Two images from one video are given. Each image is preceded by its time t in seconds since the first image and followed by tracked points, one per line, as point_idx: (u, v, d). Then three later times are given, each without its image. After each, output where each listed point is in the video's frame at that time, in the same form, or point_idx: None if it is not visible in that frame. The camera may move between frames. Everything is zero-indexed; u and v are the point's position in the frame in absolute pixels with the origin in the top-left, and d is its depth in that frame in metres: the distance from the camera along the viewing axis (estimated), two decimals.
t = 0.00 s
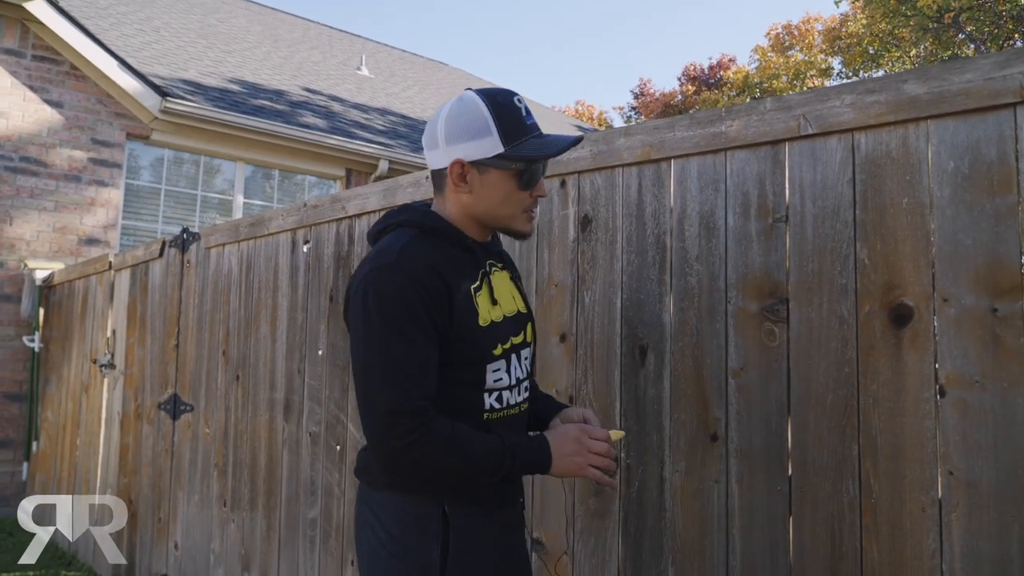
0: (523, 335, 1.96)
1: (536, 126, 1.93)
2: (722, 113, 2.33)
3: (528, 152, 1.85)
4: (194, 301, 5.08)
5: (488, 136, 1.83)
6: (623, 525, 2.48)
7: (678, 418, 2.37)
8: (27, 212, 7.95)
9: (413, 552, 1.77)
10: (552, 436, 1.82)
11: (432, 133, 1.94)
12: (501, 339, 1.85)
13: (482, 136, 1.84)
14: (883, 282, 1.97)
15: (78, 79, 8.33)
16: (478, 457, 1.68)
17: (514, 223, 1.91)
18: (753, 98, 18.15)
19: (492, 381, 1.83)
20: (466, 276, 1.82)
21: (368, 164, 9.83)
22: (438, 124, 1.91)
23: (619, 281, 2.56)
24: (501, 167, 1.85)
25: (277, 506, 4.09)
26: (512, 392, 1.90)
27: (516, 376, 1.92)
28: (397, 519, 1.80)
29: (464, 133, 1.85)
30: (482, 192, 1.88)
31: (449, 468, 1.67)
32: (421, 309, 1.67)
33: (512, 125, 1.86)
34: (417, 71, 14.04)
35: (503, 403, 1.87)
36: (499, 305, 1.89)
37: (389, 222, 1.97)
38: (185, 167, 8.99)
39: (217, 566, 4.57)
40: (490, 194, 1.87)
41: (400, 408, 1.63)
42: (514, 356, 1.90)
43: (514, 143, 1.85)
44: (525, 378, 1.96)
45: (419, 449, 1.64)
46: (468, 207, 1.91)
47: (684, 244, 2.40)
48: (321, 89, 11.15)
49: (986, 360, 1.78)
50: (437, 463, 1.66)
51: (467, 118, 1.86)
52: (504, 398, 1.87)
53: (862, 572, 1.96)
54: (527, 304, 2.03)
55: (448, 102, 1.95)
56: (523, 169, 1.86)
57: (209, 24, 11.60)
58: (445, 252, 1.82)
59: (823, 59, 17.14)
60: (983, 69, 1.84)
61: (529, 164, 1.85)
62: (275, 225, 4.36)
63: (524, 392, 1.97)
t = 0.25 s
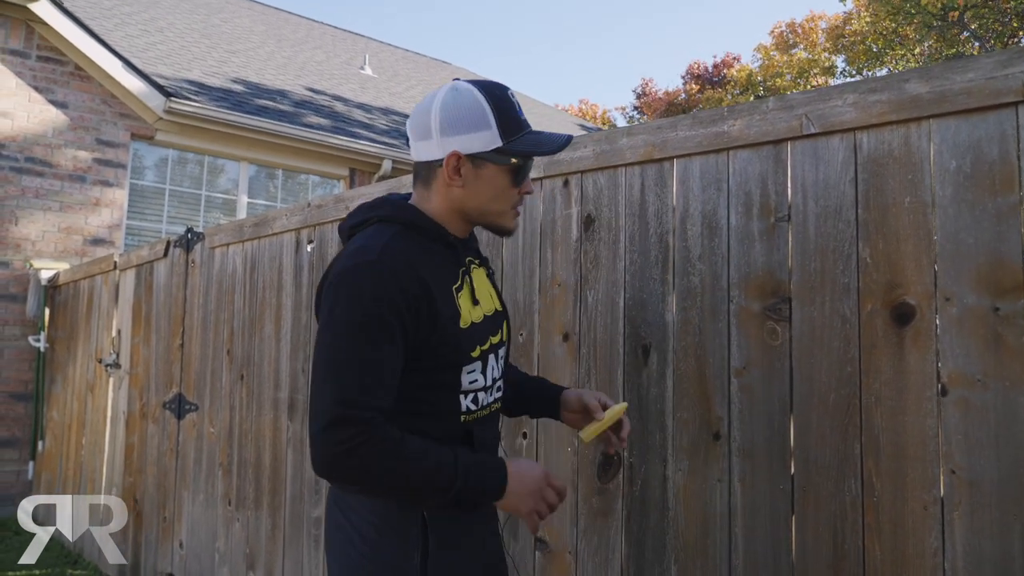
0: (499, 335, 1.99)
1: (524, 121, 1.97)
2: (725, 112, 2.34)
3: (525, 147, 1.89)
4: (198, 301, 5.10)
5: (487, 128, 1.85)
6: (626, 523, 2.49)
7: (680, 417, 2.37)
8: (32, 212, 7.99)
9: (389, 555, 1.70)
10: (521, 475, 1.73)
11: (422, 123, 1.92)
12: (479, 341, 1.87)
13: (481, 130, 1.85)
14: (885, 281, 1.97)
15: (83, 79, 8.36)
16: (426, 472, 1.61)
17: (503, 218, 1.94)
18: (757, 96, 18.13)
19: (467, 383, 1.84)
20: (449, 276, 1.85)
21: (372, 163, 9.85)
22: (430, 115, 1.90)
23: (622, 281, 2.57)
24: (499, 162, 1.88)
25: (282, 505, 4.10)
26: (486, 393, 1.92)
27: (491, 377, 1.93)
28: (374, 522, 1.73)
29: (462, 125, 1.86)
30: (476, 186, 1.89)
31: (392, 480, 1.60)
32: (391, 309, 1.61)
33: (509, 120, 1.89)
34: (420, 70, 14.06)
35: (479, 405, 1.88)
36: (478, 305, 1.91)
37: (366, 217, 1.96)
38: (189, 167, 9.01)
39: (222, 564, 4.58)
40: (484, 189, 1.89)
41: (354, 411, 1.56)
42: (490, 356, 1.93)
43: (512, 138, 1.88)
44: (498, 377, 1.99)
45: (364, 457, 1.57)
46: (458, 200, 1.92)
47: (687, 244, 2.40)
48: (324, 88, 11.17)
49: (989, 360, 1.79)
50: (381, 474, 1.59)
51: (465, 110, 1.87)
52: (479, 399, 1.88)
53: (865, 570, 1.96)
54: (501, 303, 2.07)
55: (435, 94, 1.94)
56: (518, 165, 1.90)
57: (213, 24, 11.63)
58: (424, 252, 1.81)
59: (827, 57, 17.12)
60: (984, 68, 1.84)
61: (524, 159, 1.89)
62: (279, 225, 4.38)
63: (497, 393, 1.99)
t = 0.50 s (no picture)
0: (489, 334, 2.02)
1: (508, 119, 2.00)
2: (723, 114, 2.34)
3: (513, 145, 1.91)
4: (199, 303, 5.10)
5: (476, 128, 1.87)
6: (625, 524, 2.49)
7: (679, 418, 2.38)
8: (32, 214, 8.00)
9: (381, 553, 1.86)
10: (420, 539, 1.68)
11: (408, 124, 1.92)
12: (467, 340, 1.90)
13: (470, 128, 1.87)
14: (883, 282, 1.97)
15: (83, 81, 8.36)
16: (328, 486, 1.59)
17: (491, 217, 1.96)
18: (757, 96, 18.13)
19: (457, 384, 1.87)
20: (436, 277, 1.86)
21: (372, 165, 9.86)
22: (418, 115, 1.91)
23: (621, 282, 2.57)
24: (489, 161, 1.90)
25: (282, 507, 4.11)
26: (478, 392, 1.95)
27: (481, 376, 1.96)
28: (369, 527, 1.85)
29: (451, 124, 1.87)
30: (466, 185, 1.91)
31: (305, 481, 1.59)
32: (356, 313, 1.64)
33: (496, 119, 1.92)
34: (421, 71, 14.07)
35: (470, 405, 1.92)
36: (464, 304, 1.95)
37: (348, 222, 1.96)
38: (189, 169, 9.03)
39: (223, 566, 4.60)
40: (474, 187, 1.91)
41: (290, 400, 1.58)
42: (480, 355, 1.96)
43: (500, 136, 1.91)
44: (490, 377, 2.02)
45: (279, 446, 1.58)
46: (448, 200, 1.93)
47: (685, 245, 2.41)
48: (324, 90, 11.18)
49: (986, 360, 1.79)
50: (290, 470, 1.59)
51: (454, 109, 1.88)
52: (470, 400, 1.92)
53: (862, 571, 1.97)
54: (489, 301, 2.10)
55: (421, 94, 1.95)
56: (506, 164, 1.93)
57: (213, 26, 11.64)
58: (412, 255, 1.84)
59: (827, 57, 17.12)
60: (981, 69, 1.84)
61: (514, 157, 1.92)
62: (279, 227, 4.39)
63: (490, 391, 2.02)
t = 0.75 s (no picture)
0: (501, 351, 2.00)
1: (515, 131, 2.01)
2: (732, 128, 2.33)
3: (522, 157, 1.91)
4: (209, 317, 5.12)
5: (485, 140, 1.88)
6: (635, 542, 2.47)
7: (689, 435, 2.35)
8: (46, 229, 8.05)
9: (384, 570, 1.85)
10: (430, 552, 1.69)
11: (417, 139, 1.93)
12: (479, 358, 1.87)
13: (479, 140, 1.88)
14: (895, 297, 1.95)
15: (97, 97, 8.43)
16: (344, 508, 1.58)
17: (501, 231, 1.95)
18: (766, 109, 18.13)
19: (468, 402, 1.85)
20: (448, 294, 1.84)
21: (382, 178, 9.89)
22: (426, 129, 1.91)
23: (630, 297, 2.56)
24: (498, 173, 1.89)
25: (291, 522, 4.10)
26: (488, 411, 1.93)
27: (491, 394, 1.94)
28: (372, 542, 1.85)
29: (460, 136, 1.88)
30: (475, 198, 1.90)
31: (317, 503, 1.59)
32: (370, 329, 1.63)
33: (505, 132, 1.92)
34: (431, 85, 14.13)
35: (480, 423, 1.90)
36: (477, 322, 1.91)
37: (361, 236, 1.95)
38: (202, 183, 9.06)
39: None
40: (483, 200, 1.91)
41: (306, 419, 1.58)
42: (491, 372, 1.93)
43: (509, 149, 1.91)
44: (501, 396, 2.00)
45: (297, 466, 1.57)
46: (457, 214, 1.92)
47: (694, 260, 2.39)
48: (335, 104, 11.23)
49: (1001, 378, 1.77)
50: (306, 491, 1.58)
51: (463, 122, 1.89)
52: (480, 418, 1.90)
53: None
54: (501, 319, 2.07)
55: (429, 109, 1.97)
56: (514, 176, 1.92)
57: (225, 41, 11.73)
58: (427, 272, 1.82)
59: (837, 70, 17.11)
60: (992, 83, 1.82)
61: (522, 170, 1.92)
62: (289, 241, 4.40)
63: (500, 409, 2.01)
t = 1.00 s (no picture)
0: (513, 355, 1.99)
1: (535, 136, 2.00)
2: (742, 127, 2.30)
3: (542, 160, 1.90)
4: (219, 319, 5.11)
5: (506, 142, 1.87)
6: (646, 546, 2.43)
7: (700, 438, 2.32)
8: (59, 231, 8.09)
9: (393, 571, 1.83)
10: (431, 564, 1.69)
11: (438, 138, 1.91)
12: (495, 361, 1.86)
13: (501, 141, 1.87)
14: (909, 298, 1.92)
15: (109, 100, 8.47)
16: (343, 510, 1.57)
17: (519, 234, 1.93)
18: (779, 109, 18.03)
19: (483, 407, 1.85)
20: (465, 298, 1.81)
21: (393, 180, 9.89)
22: (448, 128, 1.90)
23: (640, 298, 2.53)
24: (518, 175, 1.88)
25: (300, 524, 4.09)
26: (501, 415, 1.93)
27: (504, 398, 1.94)
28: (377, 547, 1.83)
29: (483, 136, 1.86)
30: (494, 199, 1.88)
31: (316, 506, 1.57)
32: (382, 333, 1.59)
33: (526, 134, 1.91)
34: (442, 87, 14.13)
35: (493, 427, 1.90)
36: (492, 325, 1.90)
37: (377, 234, 1.92)
38: (214, 185, 9.09)
39: None
40: (502, 202, 1.89)
41: (310, 420, 1.55)
42: (506, 376, 1.93)
43: (530, 151, 1.90)
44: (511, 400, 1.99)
45: (298, 467, 1.56)
46: (476, 215, 1.90)
47: (705, 261, 2.36)
48: (346, 106, 11.25)
49: (1019, 381, 1.73)
50: (305, 491, 1.56)
51: (485, 123, 1.88)
52: (494, 422, 1.90)
53: None
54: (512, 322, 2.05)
55: (449, 110, 1.95)
56: (534, 179, 1.91)
57: (237, 44, 11.77)
58: (444, 273, 1.79)
59: (850, 69, 17.00)
60: (1009, 79, 1.79)
61: (542, 172, 1.91)
62: (298, 243, 4.39)
63: (509, 413, 2.00)
